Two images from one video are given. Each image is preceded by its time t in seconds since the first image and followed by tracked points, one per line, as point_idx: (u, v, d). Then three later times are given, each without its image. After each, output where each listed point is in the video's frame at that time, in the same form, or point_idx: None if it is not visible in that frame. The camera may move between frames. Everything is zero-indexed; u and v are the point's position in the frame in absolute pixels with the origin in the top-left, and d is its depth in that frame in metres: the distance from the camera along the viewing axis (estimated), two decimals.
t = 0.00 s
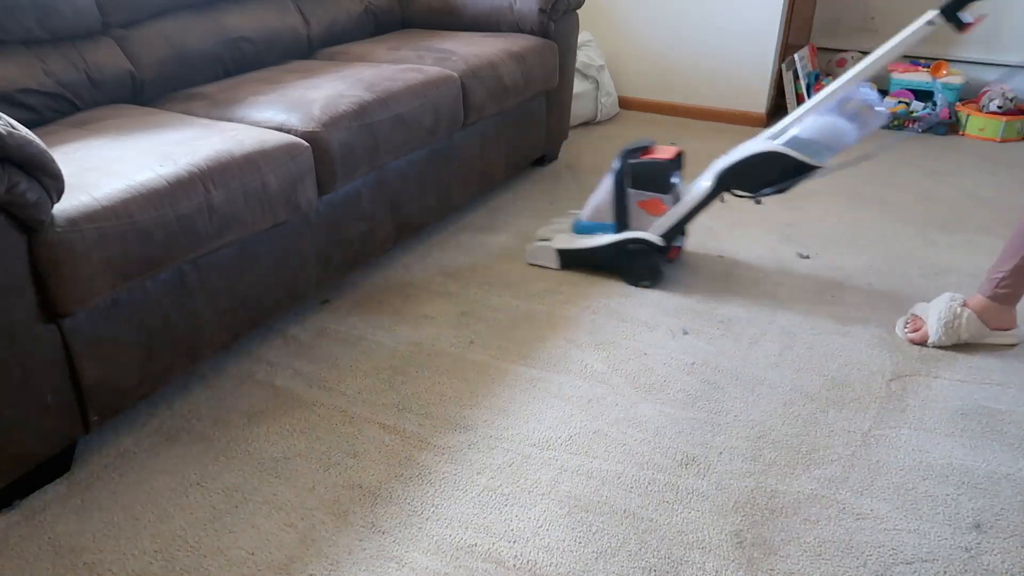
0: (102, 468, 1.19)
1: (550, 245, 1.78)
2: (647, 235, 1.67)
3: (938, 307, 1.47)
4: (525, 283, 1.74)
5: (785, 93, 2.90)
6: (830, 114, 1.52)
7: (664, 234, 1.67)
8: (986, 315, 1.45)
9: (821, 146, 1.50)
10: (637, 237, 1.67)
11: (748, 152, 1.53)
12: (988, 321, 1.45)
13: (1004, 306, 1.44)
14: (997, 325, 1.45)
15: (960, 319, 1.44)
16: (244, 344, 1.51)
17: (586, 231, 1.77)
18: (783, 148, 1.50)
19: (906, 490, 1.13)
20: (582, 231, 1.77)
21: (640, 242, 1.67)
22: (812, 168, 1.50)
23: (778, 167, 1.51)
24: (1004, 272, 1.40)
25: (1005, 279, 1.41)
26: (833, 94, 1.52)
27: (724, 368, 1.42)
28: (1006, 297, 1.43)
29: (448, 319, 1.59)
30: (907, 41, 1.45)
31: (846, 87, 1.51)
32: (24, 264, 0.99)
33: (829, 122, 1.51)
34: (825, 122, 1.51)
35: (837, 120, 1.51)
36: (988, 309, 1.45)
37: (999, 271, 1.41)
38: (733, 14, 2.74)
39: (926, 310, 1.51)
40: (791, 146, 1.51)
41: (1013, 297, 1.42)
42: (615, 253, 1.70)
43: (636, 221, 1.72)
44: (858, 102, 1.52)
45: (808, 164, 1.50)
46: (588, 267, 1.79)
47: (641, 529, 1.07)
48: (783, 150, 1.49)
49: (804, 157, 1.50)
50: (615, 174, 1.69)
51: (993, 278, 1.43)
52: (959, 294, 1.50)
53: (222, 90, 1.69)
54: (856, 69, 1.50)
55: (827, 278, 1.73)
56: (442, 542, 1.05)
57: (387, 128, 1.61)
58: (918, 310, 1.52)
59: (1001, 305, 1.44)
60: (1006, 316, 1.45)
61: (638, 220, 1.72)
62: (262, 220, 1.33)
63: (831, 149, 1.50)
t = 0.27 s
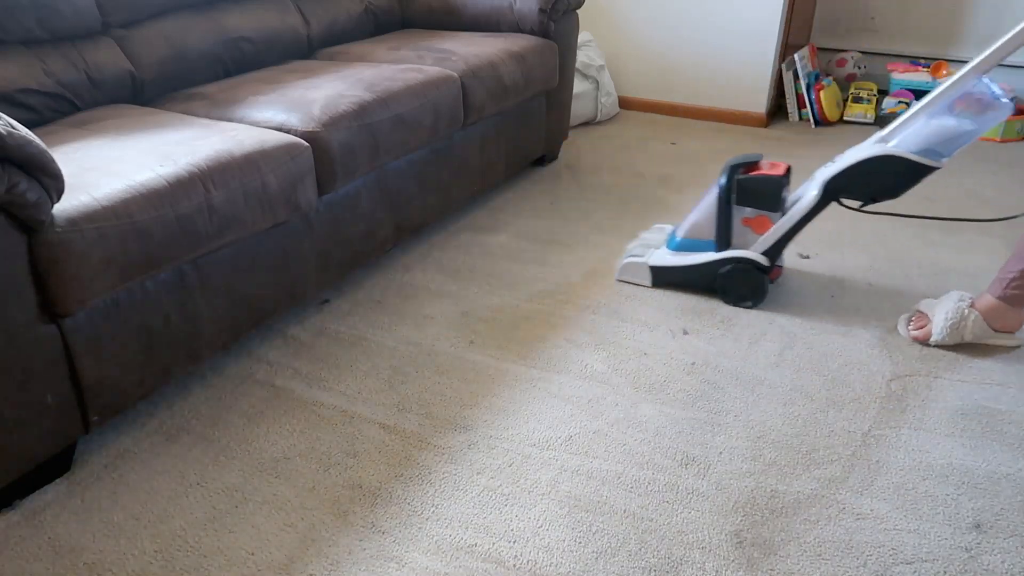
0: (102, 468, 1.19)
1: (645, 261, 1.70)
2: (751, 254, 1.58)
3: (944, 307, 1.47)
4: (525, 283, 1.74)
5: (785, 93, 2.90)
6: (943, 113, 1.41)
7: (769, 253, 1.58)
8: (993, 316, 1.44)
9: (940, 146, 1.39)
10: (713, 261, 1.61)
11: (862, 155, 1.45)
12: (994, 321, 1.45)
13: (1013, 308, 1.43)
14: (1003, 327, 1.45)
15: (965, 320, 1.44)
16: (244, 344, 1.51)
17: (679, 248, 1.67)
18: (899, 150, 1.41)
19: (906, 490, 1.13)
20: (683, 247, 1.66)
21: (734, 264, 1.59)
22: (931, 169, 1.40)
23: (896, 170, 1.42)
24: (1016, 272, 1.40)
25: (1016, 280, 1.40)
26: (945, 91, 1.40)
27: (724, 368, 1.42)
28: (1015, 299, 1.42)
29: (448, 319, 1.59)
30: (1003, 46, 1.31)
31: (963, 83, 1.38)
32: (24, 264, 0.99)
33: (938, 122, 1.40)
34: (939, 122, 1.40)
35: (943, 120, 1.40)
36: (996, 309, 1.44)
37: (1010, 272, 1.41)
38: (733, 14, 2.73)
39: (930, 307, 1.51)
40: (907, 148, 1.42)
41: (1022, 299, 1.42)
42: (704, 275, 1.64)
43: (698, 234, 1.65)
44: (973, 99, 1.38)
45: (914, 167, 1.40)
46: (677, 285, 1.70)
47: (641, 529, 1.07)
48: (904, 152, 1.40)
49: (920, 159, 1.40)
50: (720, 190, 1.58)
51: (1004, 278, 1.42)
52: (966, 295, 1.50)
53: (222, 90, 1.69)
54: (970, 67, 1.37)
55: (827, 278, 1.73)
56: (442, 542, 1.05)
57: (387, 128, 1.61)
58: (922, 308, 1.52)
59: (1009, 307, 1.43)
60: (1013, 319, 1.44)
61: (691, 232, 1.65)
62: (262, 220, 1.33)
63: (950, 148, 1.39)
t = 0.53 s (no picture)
0: (102, 468, 1.19)
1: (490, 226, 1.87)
2: (560, 217, 1.76)
3: (940, 305, 1.48)
4: (525, 283, 1.74)
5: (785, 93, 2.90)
6: (742, 107, 1.59)
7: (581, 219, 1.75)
8: (986, 316, 1.45)
9: (724, 137, 1.59)
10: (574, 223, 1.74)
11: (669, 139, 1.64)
12: (988, 322, 1.45)
13: (1004, 307, 1.44)
14: (998, 327, 1.45)
15: (963, 315, 1.45)
16: (244, 344, 1.51)
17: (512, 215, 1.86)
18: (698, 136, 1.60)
19: (906, 490, 1.13)
20: (509, 214, 1.87)
21: (565, 225, 1.75)
22: (718, 156, 1.59)
23: (689, 154, 1.61)
24: (1000, 271, 1.41)
25: (1002, 278, 1.41)
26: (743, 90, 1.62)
27: (724, 368, 1.42)
28: (1004, 298, 1.43)
29: (448, 319, 1.59)
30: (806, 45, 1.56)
31: (751, 84, 1.61)
32: (24, 264, 0.99)
33: (740, 114, 1.59)
34: (736, 115, 1.59)
35: (744, 110, 1.59)
36: (987, 310, 1.45)
37: (995, 271, 1.42)
38: (733, 14, 2.74)
39: (928, 309, 1.52)
40: (703, 136, 1.60)
41: (1012, 298, 1.42)
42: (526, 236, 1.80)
43: (558, 205, 1.80)
44: (762, 98, 1.59)
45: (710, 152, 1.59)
46: (507, 249, 1.87)
47: (641, 529, 1.07)
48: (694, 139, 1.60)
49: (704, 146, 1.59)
50: (538, 159, 1.77)
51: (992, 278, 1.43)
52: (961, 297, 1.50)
53: (222, 90, 1.69)
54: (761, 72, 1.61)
55: (827, 278, 1.73)
56: (443, 542, 1.05)
57: (387, 129, 1.61)
58: (919, 311, 1.53)
59: (1000, 306, 1.44)
60: (1006, 318, 1.45)
61: (560, 204, 1.80)
62: (262, 220, 1.33)
63: (734, 139, 1.59)
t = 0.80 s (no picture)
0: (102, 468, 1.19)
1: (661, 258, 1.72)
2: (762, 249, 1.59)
3: (941, 303, 1.47)
4: (525, 283, 1.74)
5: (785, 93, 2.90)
6: (960, 120, 1.40)
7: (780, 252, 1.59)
8: (993, 308, 1.44)
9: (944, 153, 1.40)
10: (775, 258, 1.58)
11: (876, 158, 1.46)
12: (993, 315, 1.44)
13: (1010, 302, 1.43)
14: (1002, 322, 1.45)
15: (963, 314, 1.44)
16: (244, 344, 1.51)
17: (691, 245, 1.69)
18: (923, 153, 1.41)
19: (906, 490, 1.13)
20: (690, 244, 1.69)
21: (753, 259, 1.59)
22: (946, 174, 1.41)
23: (904, 177, 1.44)
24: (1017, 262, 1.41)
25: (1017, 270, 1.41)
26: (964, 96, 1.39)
27: (724, 368, 1.42)
28: (1013, 292, 1.42)
29: (448, 319, 1.59)
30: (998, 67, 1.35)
31: (985, 88, 1.37)
32: (24, 264, 0.99)
33: (960, 127, 1.39)
34: (957, 129, 1.39)
35: (964, 125, 1.39)
36: (994, 301, 1.44)
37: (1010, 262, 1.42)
38: (733, 14, 2.74)
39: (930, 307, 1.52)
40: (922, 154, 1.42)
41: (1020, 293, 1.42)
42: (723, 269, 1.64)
43: (755, 236, 1.63)
44: (993, 104, 1.37)
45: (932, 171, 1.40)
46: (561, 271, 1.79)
47: (641, 529, 1.07)
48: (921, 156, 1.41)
49: (935, 164, 1.40)
50: (733, 185, 1.58)
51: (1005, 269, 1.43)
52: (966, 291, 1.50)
53: (222, 90, 1.69)
54: (990, 72, 1.36)
55: (827, 278, 1.73)
56: (443, 542, 1.05)
57: (387, 128, 1.61)
58: (920, 308, 1.53)
59: (1007, 300, 1.43)
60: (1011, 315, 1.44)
61: (753, 233, 1.63)
62: (261, 220, 1.33)
63: (967, 153, 1.39)
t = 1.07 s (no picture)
0: (102, 468, 1.19)
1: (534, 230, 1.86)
2: (616, 222, 1.73)
3: (942, 302, 1.47)
4: (524, 283, 1.74)
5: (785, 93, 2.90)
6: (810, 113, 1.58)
7: (643, 225, 1.70)
8: (988, 315, 1.45)
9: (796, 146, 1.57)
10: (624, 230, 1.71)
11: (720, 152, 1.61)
12: (989, 321, 1.45)
13: (1006, 307, 1.44)
14: (999, 326, 1.45)
15: (965, 313, 1.45)
16: (244, 344, 1.51)
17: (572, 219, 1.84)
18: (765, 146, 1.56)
19: (906, 490, 1.13)
20: (569, 218, 1.84)
21: (619, 231, 1.72)
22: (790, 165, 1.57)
23: (757, 165, 1.58)
24: (1004, 272, 1.41)
25: (1006, 279, 1.41)
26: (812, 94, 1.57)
27: (724, 368, 1.42)
28: (1006, 298, 1.43)
29: (448, 319, 1.59)
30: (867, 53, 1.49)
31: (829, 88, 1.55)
32: (24, 264, 0.99)
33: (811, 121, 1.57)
34: (816, 123, 1.57)
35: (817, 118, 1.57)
36: (989, 309, 1.45)
37: (998, 272, 1.42)
38: (733, 14, 2.74)
39: (929, 306, 1.51)
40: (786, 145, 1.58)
41: (1014, 298, 1.43)
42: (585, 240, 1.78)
43: (620, 210, 1.77)
44: (836, 103, 1.58)
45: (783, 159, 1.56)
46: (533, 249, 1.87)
47: (641, 529, 1.07)
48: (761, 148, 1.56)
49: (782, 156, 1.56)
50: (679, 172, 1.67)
51: (995, 278, 1.44)
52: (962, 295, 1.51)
53: (222, 90, 1.69)
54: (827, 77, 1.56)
55: (827, 278, 1.73)
56: (442, 542, 1.05)
57: (387, 128, 1.61)
58: (919, 308, 1.52)
59: (1002, 306, 1.44)
60: (1006, 319, 1.45)
61: (622, 209, 1.76)
62: (261, 220, 1.33)
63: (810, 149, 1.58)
